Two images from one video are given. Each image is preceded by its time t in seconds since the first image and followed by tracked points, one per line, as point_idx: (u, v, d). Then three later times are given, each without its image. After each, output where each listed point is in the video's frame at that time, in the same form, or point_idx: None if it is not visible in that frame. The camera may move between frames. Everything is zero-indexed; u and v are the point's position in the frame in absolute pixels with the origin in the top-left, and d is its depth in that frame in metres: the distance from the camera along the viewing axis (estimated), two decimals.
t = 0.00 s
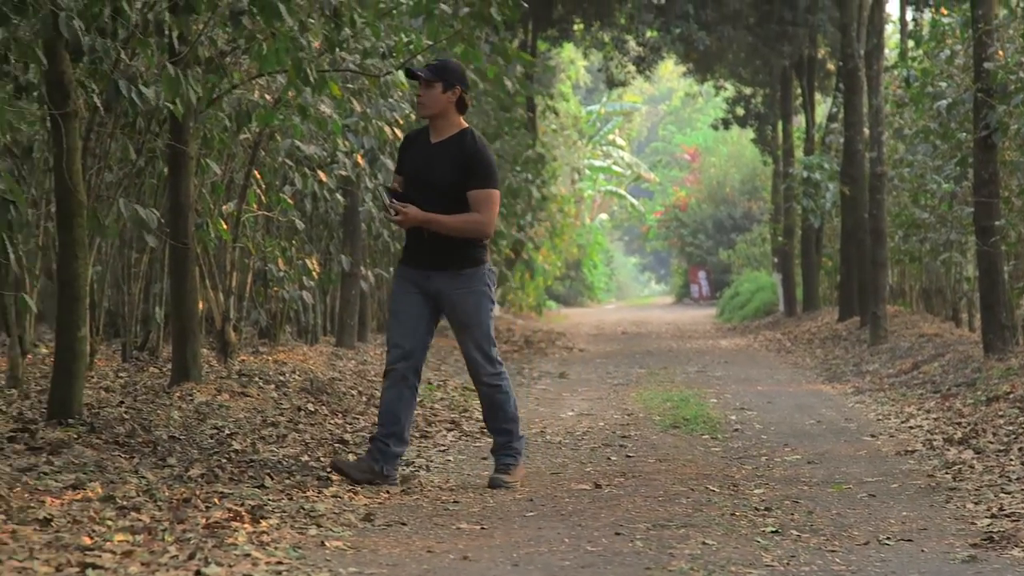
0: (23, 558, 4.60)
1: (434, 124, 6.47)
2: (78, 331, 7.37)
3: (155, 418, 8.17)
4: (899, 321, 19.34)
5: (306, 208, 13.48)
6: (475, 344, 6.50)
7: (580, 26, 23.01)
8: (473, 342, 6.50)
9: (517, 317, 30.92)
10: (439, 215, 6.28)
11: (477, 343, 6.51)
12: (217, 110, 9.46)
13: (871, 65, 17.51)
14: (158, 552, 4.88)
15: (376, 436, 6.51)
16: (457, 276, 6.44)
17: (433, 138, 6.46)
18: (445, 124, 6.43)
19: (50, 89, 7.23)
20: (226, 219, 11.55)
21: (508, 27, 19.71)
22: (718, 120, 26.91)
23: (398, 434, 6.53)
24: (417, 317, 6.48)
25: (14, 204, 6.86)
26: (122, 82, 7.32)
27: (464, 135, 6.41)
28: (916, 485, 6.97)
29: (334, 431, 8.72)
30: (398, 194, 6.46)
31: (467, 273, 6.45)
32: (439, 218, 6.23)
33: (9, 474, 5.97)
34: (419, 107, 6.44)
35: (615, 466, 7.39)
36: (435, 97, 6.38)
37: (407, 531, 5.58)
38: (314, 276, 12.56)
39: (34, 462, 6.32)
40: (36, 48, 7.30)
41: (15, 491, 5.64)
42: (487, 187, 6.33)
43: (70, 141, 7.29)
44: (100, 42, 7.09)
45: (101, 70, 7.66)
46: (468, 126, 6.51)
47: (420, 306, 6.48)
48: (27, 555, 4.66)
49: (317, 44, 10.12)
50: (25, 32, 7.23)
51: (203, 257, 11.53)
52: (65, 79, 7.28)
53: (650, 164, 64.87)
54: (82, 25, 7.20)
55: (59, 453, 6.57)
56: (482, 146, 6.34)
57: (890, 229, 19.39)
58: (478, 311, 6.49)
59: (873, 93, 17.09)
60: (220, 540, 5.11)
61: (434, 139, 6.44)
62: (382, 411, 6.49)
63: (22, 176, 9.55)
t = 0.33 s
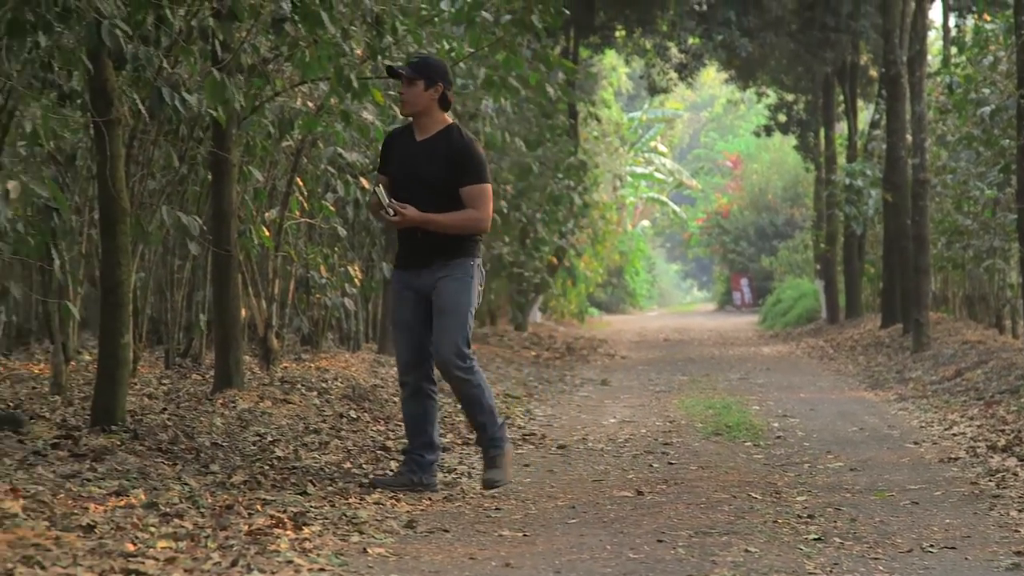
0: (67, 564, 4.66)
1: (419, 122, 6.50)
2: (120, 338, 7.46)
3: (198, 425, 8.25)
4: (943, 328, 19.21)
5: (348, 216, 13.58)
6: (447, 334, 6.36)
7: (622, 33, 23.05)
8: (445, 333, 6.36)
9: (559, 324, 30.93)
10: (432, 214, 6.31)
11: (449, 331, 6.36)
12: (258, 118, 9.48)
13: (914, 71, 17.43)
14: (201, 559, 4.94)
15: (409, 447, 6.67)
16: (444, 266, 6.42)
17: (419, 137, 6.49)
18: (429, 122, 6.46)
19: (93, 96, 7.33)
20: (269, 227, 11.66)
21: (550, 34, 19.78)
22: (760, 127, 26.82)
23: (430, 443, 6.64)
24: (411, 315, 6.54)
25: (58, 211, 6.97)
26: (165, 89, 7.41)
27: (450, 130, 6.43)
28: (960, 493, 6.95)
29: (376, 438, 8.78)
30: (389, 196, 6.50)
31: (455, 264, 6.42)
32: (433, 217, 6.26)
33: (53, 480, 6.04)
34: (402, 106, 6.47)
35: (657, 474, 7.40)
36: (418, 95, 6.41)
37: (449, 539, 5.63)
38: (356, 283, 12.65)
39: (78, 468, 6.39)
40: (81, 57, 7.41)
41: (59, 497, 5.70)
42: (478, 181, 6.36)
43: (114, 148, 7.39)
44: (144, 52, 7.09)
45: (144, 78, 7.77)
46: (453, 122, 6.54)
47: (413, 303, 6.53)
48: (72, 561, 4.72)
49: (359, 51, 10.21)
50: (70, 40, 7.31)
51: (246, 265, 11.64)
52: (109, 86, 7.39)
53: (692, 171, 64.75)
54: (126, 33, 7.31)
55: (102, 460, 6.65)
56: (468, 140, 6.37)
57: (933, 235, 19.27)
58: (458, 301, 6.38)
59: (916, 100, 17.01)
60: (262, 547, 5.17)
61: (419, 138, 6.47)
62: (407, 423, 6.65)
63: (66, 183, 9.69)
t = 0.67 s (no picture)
0: (116, 572, 4.73)
1: (439, 133, 6.58)
2: (168, 346, 7.58)
3: (247, 434, 8.36)
4: (992, 337, 19.05)
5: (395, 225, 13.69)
6: (442, 349, 6.54)
7: (669, 42, 23.09)
8: (445, 343, 6.54)
9: (606, 333, 30.89)
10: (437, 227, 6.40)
11: (445, 347, 6.53)
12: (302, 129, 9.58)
13: (963, 80, 17.32)
14: (249, 567, 5.00)
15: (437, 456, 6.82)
16: (447, 280, 6.53)
17: (439, 148, 6.57)
18: (449, 134, 6.54)
19: (141, 105, 7.45)
20: (317, 236, 11.79)
21: (597, 44, 19.85)
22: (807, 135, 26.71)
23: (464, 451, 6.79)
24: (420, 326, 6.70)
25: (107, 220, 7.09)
26: (212, 99, 7.51)
27: (467, 144, 6.50)
28: (1010, 503, 6.92)
29: (424, 446, 8.86)
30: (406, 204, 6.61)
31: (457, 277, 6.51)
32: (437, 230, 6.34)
33: (102, 488, 6.13)
34: (422, 117, 6.55)
35: (705, 482, 7.42)
36: (436, 107, 6.49)
37: (497, 547, 5.68)
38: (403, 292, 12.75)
39: (127, 477, 6.49)
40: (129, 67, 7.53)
41: (109, 505, 5.79)
42: (488, 197, 6.42)
43: (162, 157, 7.51)
44: (193, 61, 7.24)
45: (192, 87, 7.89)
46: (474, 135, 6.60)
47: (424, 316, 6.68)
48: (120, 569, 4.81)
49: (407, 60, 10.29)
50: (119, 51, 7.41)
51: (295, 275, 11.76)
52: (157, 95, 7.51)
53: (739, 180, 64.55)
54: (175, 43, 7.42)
55: (151, 468, 6.75)
56: (483, 156, 6.43)
57: (982, 244, 19.13)
58: (453, 316, 6.50)
59: (965, 108, 16.90)
60: (310, 555, 5.25)
61: (438, 148, 6.56)
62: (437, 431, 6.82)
63: (115, 193, 9.84)
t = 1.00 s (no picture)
0: None
1: (478, 135, 6.66)
2: (214, 352, 7.71)
3: (293, 440, 8.46)
4: None
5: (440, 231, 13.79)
6: (470, 356, 6.58)
7: (713, 48, 23.08)
8: (470, 352, 6.59)
9: (650, 339, 30.84)
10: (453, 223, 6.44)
11: (473, 354, 6.57)
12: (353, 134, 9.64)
13: (1008, 86, 17.20)
14: (294, 573, 5.07)
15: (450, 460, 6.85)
16: (472, 285, 6.58)
17: (475, 149, 6.66)
18: (484, 135, 6.61)
19: (187, 111, 7.56)
20: (363, 243, 11.91)
21: (642, 49, 19.89)
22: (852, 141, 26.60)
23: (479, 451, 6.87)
24: (440, 332, 6.73)
25: (152, 226, 7.20)
26: (259, 104, 7.58)
27: (500, 146, 6.55)
28: None
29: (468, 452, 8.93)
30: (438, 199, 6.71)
31: (480, 281, 6.56)
32: (451, 224, 6.39)
33: (148, 494, 6.23)
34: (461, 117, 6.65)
35: (750, 489, 7.44)
36: (471, 107, 6.57)
37: (542, 554, 5.74)
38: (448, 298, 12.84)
39: (173, 483, 6.60)
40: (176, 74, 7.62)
41: (154, 511, 5.87)
42: (507, 199, 6.43)
43: (208, 164, 7.61)
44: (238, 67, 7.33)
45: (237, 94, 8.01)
46: (512, 139, 6.65)
47: (444, 320, 6.72)
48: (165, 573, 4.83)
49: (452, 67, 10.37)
50: (164, 57, 7.59)
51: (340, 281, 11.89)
52: (203, 102, 7.62)
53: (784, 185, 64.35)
54: (221, 50, 7.49)
55: (197, 474, 6.85)
56: (510, 158, 6.47)
57: None
58: (480, 323, 6.55)
59: (1011, 113, 16.79)
60: (356, 561, 5.33)
61: (475, 148, 6.64)
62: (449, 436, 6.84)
63: (161, 200, 9.99)
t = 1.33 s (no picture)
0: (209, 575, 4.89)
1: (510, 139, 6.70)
2: (254, 355, 7.82)
3: (333, 442, 8.55)
4: None
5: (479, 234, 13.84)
6: (504, 358, 6.64)
7: (753, 50, 23.05)
8: (504, 355, 6.64)
9: (689, 342, 30.79)
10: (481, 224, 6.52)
11: (506, 357, 6.63)
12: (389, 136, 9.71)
13: None
14: None
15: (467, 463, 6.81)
16: (499, 287, 6.63)
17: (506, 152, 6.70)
18: (517, 140, 6.65)
19: (227, 114, 7.70)
20: (402, 246, 11.99)
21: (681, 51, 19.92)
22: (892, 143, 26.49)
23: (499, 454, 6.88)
24: (468, 334, 6.78)
25: (192, 230, 7.29)
26: (299, 106, 7.68)
27: (532, 152, 6.61)
28: None
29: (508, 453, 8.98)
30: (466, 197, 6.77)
31: (507, 283, 6.61)
32: (478, 226, 6.47)
33: (188, 497, 6.33)
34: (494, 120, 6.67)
35: (791, 493, 7.45)
36: (503, 118, 6.55)
37: (582, 557, 5.79)
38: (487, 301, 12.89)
39: (213, 485, 6.70)
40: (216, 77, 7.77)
41: (194, 514, 5.97)
42: (537, 207, 6.51)
43: (248, 166, 7.73)
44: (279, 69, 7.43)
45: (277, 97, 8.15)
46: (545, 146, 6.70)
47: (472, 323, 6.77)
48: None
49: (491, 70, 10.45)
50: (205, 60, 7.60)
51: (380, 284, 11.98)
52: (243, 105, 7.77)
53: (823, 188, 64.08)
54: (261, 52, 7.63)
55: (236, 477, 6.95)
56: (542, 166, 6.53)
57: None
58: (512, 326, 6.60)
59: None
60: (395, 564, 5.40)
61: (507, 152, 6.69)
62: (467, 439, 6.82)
63: (201, 203, 10.11)
